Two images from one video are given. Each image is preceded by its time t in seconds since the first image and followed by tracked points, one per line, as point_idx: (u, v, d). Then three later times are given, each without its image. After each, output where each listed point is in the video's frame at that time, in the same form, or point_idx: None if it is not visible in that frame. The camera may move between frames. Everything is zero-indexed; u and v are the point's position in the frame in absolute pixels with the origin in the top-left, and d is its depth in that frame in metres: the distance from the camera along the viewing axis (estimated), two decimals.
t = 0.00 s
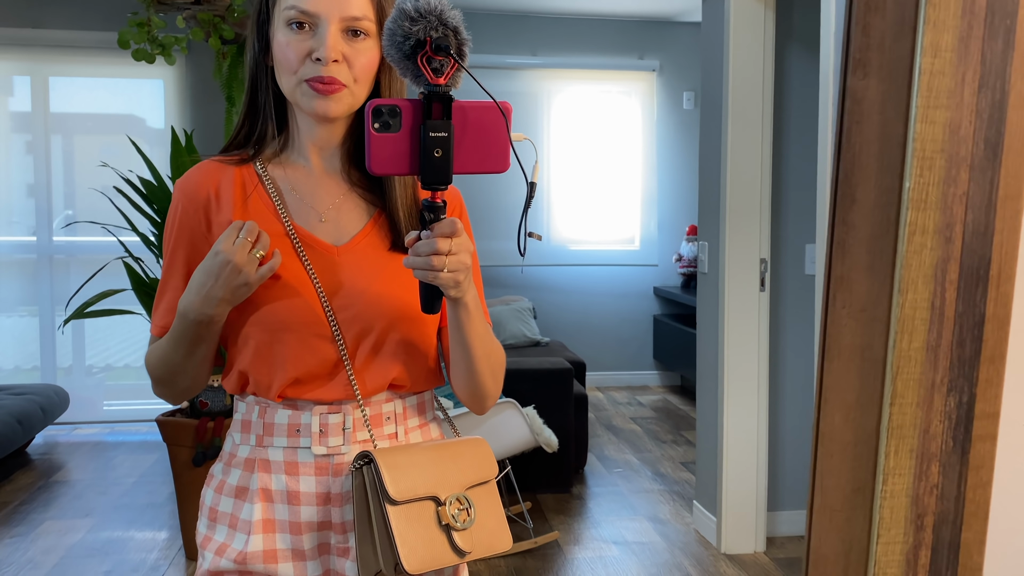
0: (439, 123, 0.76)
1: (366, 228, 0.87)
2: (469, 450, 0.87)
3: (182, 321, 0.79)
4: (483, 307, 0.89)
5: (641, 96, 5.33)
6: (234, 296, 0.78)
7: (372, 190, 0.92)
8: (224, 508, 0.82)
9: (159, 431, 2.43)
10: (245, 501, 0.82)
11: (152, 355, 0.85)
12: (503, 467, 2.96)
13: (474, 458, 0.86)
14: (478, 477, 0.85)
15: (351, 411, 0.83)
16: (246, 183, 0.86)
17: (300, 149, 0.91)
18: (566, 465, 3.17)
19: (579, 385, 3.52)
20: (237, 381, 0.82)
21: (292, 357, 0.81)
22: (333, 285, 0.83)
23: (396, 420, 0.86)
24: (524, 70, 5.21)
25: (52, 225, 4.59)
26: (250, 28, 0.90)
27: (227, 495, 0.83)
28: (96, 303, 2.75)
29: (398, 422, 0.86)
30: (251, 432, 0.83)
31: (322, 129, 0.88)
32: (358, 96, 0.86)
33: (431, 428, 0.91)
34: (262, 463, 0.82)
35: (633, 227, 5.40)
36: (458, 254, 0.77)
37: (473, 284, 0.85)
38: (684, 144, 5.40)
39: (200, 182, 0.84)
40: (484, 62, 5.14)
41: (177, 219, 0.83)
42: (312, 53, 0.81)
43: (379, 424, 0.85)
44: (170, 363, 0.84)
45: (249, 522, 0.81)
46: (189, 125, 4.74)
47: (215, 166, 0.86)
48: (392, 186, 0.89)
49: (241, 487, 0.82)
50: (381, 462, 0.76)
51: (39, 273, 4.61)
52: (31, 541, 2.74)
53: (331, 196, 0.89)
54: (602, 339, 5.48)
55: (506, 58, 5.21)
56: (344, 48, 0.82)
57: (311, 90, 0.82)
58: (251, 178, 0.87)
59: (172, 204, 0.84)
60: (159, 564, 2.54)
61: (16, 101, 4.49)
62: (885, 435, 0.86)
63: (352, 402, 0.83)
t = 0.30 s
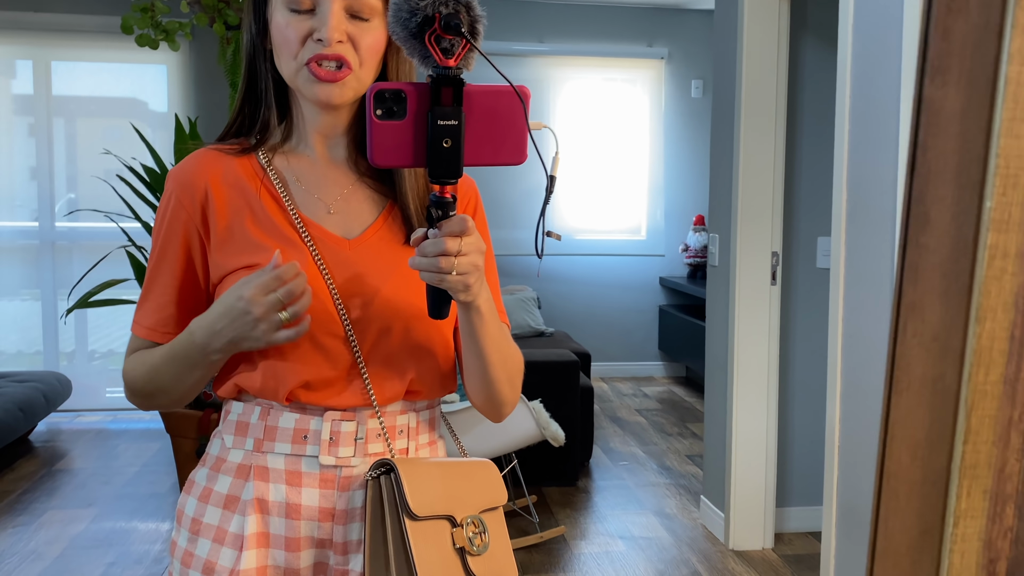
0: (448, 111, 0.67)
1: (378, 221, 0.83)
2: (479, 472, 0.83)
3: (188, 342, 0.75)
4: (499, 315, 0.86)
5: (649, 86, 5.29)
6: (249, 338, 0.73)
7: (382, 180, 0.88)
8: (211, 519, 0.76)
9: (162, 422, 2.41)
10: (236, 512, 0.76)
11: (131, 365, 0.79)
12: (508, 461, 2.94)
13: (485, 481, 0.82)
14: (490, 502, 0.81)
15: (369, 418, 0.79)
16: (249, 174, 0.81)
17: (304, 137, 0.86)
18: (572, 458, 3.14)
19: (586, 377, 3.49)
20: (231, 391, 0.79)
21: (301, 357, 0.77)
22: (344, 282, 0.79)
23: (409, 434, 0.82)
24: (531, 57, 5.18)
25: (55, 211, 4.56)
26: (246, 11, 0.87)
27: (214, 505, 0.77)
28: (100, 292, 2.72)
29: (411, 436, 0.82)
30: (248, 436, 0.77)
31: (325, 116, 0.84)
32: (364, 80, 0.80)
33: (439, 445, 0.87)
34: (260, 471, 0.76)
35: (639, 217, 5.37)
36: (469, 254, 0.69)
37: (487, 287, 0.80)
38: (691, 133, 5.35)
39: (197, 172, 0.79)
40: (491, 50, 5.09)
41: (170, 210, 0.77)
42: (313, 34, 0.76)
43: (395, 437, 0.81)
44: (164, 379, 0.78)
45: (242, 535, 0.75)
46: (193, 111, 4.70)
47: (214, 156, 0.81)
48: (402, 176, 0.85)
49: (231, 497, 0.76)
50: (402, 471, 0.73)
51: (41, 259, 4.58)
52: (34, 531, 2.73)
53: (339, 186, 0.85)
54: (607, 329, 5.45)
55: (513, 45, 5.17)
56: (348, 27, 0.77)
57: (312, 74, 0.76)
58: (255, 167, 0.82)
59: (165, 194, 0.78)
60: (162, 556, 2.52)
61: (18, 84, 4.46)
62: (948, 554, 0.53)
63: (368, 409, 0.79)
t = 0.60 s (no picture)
0: (460, 96, 0.60)
1: (380, 211, 0.80)
2: (489, 484, 0.77)
3: (180, 402, 0.73)
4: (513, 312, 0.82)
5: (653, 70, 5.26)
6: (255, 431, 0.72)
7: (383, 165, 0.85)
8: (196, 542, 0.73)
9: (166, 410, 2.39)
10: (226, 532, 0.73)
11: (91, 376, 0.74)
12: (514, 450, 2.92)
13: (496, 494, 0.77)
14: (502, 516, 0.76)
15: (374, 429, 0.77)
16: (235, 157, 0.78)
17: (299, 118, 0.82)
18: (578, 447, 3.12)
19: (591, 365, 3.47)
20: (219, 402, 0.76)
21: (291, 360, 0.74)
22: (343, 276, 0.75)
23: (414, 445, 0.79)
24: (537, 42, 5.13)
25: (57, 195, 4.52)
26: None
27: (201, 526, 0.74)
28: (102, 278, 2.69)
29: (416, 448, 0.79)
30: (238, 451, 0.75)
31: (326, 96, 0.80)
32: (377, 55, 0.75)
33: (445, 458, 0.84)
34: (252, 488, 0.74)
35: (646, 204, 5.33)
36: (484, 256, 0.63)
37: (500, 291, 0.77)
38: (699, 119, 5.30)
39: (179, 152, 0.75)
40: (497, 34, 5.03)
41: (146, 188, 0.73)
42: (326, 5, 0.71)
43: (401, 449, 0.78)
44: (128, 416, 0.74)
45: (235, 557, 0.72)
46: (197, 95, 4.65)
47: (198, 137, 0.77)
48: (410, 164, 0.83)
49: (219, 518, 0.74)
50: (412, 484, 0.69)
51: (43, 244, 4.55)
52: (37, 518, 2.71)
53: (337, 171, 0.82)
54: (613, 316, 5.41)
55: (520, 29, 5.12)
56: None
57: (324, 47, 0.72)
58: (244, 150, 0.79)
59: (141, 171, 0.74)
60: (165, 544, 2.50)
61: (20, 67, 4.41)
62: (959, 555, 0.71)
63: (374, 418, 0.77)
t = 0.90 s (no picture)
0: (469, 81, 0.57)
1: (385, 201, 0.78)
2: (499, 491, 0.76)
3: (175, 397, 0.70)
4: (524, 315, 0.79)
5: (661, 53, 5.20)
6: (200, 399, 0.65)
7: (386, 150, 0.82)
8: (189, 560, 0.72)
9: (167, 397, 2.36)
10: (222, 549, 0.71)
11: (114, 375, 0.75)
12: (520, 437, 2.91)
13: (510, 501, 0.76)
14: (518, 526, 0.75)
15: (381, 436, 0.74)
16: (224, 141, 0.75)
17: (295, 102, 0.79)
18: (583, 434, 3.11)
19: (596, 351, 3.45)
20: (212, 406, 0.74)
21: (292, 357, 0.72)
22: (346, 270, 0.74)
23: (424, 452, 0.77)
24: (542, 24, 5.10)
25: (58, 178, 4.49)
26: None
27: (193, 543, 0.72)
28: (102, 263, 2.65)
29: (425, 454, 0.77)
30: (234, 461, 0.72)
31: (325, 77, 0.77)
32: (383, 30, 0.71)
33: (454, 462, 0.82)
34: (249, 502, 0.72)
35: (650, 189, 5.30)
36: (494, 256, 0.60)
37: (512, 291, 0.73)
38: (705, 103, 5.27)
39: (164, 139, 0.73)
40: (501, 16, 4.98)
41: (132, 181, 0.72)
42: None
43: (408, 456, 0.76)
44: (143, 410, 0.73)
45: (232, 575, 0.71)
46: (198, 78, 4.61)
47: (184, 121, 0.75)
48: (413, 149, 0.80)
49: (213, 535, 0.72)
50: (426, 496, 0.69)
51: (44, 228, 4.53)
52: (39, 504, 2.70)
53: (338, 158, 0.79)
54: (617, 302, 5.39)
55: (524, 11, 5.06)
56: None
57: (326, 24, 0.68)
58: (237, 136, 0.76)
59: (126, 162, 0.73)
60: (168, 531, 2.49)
61: (20, 49, 4.37)
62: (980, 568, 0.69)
63: (383, 425, 0.74)
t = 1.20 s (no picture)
0: (477, 67, 0.55)
1: (392, 192, 0.76)
2: (513, 491, 0.76)
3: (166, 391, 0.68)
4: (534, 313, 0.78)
5: (667, 36, 5.15)
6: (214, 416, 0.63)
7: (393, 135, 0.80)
8: (190, 568, 0.71)
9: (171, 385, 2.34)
10: (224, 557, 0.71)
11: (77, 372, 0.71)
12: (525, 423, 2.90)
13: (522, 505, 0.76)
14: (531, 529, 0.75)
15: (389, 438, 0.73)
16: (225, 127, 0.74)
17: (298, 86, 0.78)
18: (588, 420, 3.10)
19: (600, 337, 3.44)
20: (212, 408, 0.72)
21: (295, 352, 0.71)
22: (352, 263, 0.72)
23: (434, 454, 0.76)
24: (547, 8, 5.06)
25: (60, 164, 4.47)
26: None
27: (194, 550, 0.71)
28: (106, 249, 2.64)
29: (436, 457, 0.76)
30: (235, 465, 0.71)
31: (330, 59, 0.75)
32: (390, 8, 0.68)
33: (465, 463, 0.80)
34: (251, 508, 0.71)
35: (655, 174, 5.27)
36: (501, 255, 0.58)
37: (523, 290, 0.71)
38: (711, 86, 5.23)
39: (162, 124, 0.72)
40: None
41: (126, 165, 0.70)
42: None
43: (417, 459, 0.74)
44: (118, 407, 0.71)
45: None
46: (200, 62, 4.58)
47: (183, 105, 0.74)
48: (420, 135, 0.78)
49: (214, 542, 0.71)
50: (436, 500, 0.68)
51: (46, 214, 4.51)
52: (45, 491, 2.70)
53: (344, 145, 0.78)
54: (621, 287, 5.37)
55: None
56: None
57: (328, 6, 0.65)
58: (237, 122, 0.75)
59: (122, 146, 0.71)
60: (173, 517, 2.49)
61: (22, 33, 4.35)
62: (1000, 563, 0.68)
63: (392, 426, 0.74)
